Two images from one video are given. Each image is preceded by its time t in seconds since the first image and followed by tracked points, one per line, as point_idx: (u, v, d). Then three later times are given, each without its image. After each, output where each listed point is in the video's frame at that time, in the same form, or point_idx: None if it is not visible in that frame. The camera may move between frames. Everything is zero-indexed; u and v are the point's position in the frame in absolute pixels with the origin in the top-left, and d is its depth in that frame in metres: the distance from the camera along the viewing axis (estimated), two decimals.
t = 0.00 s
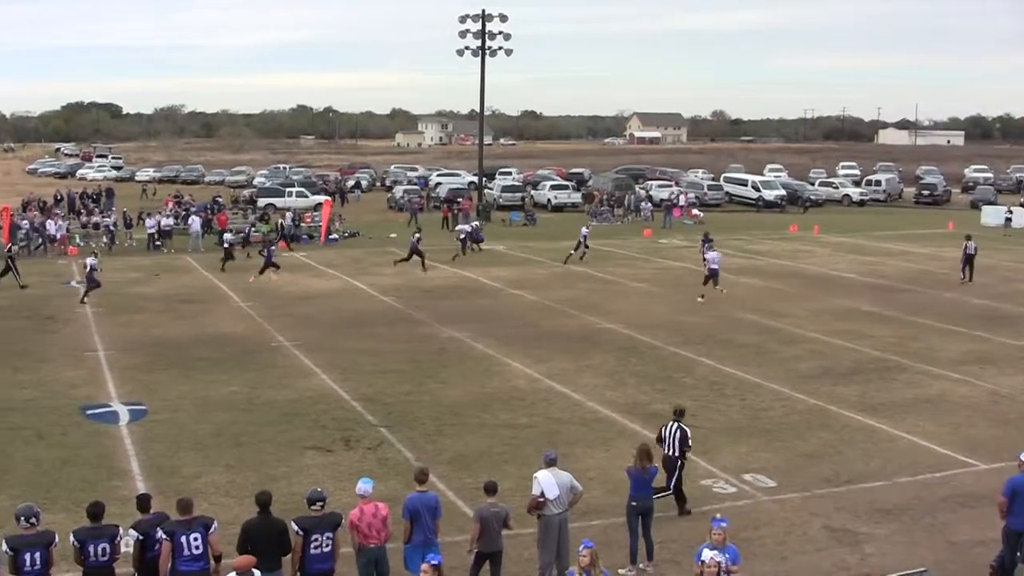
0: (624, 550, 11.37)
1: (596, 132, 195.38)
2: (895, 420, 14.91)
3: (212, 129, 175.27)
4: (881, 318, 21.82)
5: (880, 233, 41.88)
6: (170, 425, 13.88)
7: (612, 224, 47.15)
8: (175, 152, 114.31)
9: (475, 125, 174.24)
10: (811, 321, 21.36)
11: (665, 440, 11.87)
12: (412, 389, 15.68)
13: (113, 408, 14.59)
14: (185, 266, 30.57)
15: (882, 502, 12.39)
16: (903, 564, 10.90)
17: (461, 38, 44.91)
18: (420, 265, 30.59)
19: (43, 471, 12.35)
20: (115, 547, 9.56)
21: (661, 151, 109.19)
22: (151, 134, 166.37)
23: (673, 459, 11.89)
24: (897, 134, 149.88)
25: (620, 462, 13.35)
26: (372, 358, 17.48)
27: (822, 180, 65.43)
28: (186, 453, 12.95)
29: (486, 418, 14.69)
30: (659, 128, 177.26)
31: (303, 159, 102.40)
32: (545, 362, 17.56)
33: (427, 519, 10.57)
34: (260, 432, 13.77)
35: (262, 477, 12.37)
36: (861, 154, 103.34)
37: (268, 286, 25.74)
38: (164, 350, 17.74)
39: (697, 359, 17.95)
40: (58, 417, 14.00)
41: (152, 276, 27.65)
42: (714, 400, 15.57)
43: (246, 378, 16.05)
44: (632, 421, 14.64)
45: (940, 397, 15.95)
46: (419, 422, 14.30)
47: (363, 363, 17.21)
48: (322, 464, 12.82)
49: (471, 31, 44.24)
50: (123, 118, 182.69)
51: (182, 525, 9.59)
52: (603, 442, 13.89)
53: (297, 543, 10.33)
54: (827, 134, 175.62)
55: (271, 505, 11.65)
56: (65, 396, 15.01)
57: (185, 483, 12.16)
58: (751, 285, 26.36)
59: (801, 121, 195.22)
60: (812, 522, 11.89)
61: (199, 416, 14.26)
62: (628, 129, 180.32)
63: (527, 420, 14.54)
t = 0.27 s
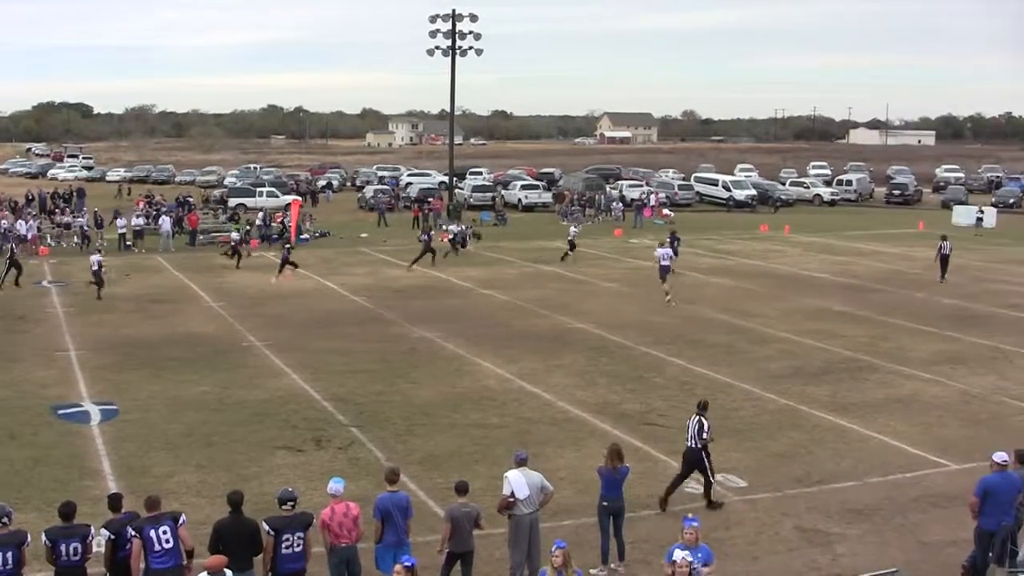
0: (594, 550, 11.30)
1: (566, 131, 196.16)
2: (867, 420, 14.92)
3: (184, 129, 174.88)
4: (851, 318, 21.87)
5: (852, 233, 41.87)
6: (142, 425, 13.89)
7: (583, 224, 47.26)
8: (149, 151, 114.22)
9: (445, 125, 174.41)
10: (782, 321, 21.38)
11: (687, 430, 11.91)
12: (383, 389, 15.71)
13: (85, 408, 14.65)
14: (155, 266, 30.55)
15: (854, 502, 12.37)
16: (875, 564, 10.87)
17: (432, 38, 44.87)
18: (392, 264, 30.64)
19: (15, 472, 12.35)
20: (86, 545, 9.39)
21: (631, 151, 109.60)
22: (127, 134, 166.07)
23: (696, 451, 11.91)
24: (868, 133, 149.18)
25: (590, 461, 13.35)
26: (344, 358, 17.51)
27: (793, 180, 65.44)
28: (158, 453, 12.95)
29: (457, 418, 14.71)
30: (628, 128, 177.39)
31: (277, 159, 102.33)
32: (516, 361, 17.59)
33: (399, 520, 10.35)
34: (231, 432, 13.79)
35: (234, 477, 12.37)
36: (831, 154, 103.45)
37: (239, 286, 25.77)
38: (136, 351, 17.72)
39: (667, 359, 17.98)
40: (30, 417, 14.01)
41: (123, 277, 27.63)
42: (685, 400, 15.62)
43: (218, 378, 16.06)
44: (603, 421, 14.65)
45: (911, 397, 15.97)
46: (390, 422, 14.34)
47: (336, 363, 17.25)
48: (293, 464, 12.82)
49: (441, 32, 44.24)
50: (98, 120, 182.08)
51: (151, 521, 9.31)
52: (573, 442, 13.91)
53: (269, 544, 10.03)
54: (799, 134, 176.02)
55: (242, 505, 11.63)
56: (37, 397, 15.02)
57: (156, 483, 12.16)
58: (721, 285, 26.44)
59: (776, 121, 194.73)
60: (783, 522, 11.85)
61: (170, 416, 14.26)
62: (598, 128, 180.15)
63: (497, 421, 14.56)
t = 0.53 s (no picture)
0: (581, 549, 11.31)
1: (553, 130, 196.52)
2: (855, 420, 14.92)
3: (173, 129, 174.85)
4: (838, 317, 21.87)
5: (839, 233, 41.86)
6: (130, 425, 13.90)
7: (570, 224, 47.23)
8: (137, 152, 114.16)
9: (433, 125, 174.36)
10: (769, 320, 21.38)
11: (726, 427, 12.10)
12: (371, 389, 15.72)
13: (73, 408, 14.68)
14: (143, 266, 30.55)
15: (841, 502, 12.37)
16: (862, 565, 10.87)
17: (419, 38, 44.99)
18: (379, 264, 30.65)
19: (2, 471, 12.36)
20: (73, 545, 9.38)
21: (617, 151, 109.60)
22: (117, 134, 165.92)
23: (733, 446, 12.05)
24: (855, 133, 149.07)
25: (577, 461, 13.36)
26: (332, 358, 17.52)
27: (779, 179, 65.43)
28: (145, 453, 12.97)
29: (445, 418, 14.71)
30: (615, 128, 177.49)
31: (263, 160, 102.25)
32: (504, 361, 17.60)
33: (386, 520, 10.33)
34: (219, 432, 13.80)
35: (222, 477, 12.38)
36: (817, 154, 103.46)
37: (226, 286, 25.78)
38: (124, 351, 17.72)
39: (655, 359, 17.99)
40: (18, 417, 14.02)
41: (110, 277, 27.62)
42: (672, 400, 15.61)
43: (207, 378, 16.07)
44: (591, 421, 14.66)
45: (898, 397, 15.99)
46: (377, 422, 14.36)
47: (323, 363, 17.26)
48: (280, 464, 12.84)
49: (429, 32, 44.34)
50: (88, 120, 181.84)
51: (138, 522, 9.26)
52: (561, 442, 13.91)
53: (257, 543, 10.04)
54: (788, 134, 176.15)
55: (228, 504, 11.63)
56: (26, 396, 15.03)
57: (144, 482, 12.17)
58: (709, 284, 26.46)
59: (766, 121, 194.71)
60: (770, 522, 11.85)
61: (158, 416, 14.27)
62: (584, 128, 180.09)
63: (484, 421, 14.56)
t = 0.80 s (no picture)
0: (581, 549, 11.31)
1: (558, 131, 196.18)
2: (854, 420, 14.91)
3: (172, 129, 174.95)
4: (837, 317, 21.85)
5: (837, 233, 41.81)
6: (129, 425, 13.89)
7: (569, 224, 47.23)
8: (135, 151, 114.13)
9: (432, 125, 174.17)
10: (769, 320, 21.37)
11: (771, 425, 12.20)
12: (370, 389, 15.72)
13: (72, 408, 14.68)
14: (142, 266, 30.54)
15: (840, 502, 12.36)
16: (862, 565, 10.86)
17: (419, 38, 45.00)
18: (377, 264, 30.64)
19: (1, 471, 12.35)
20: (72, 545, 9.38)
21: (616, 151, 109.45)
22: (116, 134, 165.92)
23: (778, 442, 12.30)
24: (853, 133, 149.07)
25: (577, 461, 13.36)
26: (331, 357, 17.51)
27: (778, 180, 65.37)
28: (145, 453, 12.96)
29: (444, 417, 14.71)
30: (614, 128, 177.48)
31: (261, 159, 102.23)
32: (503, 361, 17.59)
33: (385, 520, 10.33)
34: (218, 432, 13.80)
35: (221, 477, 12.37)
36: (817, 154, 103.34)
37: (225, 285, 25.78)
38: (123, 351, 17.70)
39: (655, 359, 17.97)
40: (17, 417, 14.02)
41: (109, 276, 27.61)
42: (672, 400, 15.61)
43: (206, 378, 16.07)
44: (590, 421, 14.67)
45: (897, 397, 15.98)
46: (376, 422, 14.36)
47: (322, 363, 17.26)
48: (279, 464, 12.85)
49: (429, 31, 44.35)
50: (87, 120, 181.75)
51: (138, 522, 9.27)
52: (560, 442, 13.91)
53: (256, 542, 10.05)
54: (788, 134, 176.05)
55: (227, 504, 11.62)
56: (26, 396, 15.03)
57: (143, 482, 12.16)
58: (708, 284, 26.44)
59: (766, 121, 194.59)
60: (770, 522, 11.84)
61: (157, 416, 14.27)
62: (583, 128, 180.01)
63: (483, 420, 14.56)
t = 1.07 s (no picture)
0: (586, 549, 11.31)
1: (564, 131, 196.00)
2: (859, 420, 14.90)
3: (177, 129, 175.11)
4: (842, 317, 21.84)
5: (842, 232, 41.77)
6: (134, 425, 13.89)
7: (575, 224, 47.23)
8: (140, 151, 114.10)
9: (437, 125, 174.04)
10: (774, 320, 21.35)
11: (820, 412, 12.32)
12: (375, 388, 15.71)
13: (78, 408, 14.68)
14: (147, 266, 30.52)
15: (845, 502, 12.37)
16: (866, 565, 10.87)
17: (425, 37, 45.04)
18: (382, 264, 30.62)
19: (6, 471, 12.34)
20: (77, 544, 9.34)
21: (622, 151, 109.20)
22: (120, 134, 165.88)
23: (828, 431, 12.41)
24: (858, 133, 148.96)
25: (582, 461, 13.37)
26: (335, 357, 17.50)
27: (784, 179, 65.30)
28: (150, 453, 12.96)
29: (449, 417, 14.70)
30: (620, 128, 177.48)
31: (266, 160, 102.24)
32: (508, 361, 17.60)
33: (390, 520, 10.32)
34: (223, 432, 13.79)
35: (226, 476, 12.36)
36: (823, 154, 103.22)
37: (229, 285, 25.79)
38: (127, 350, 17.69)
39: (659, 359, 17.97)
40: (22, 416, 14.02)
41: (113, 276, 27.62)
42: (677, 400, 15.61)
43: (211, 378, 16.06)
44: (596, 420, 14.67)
45: (902, 396, 15.98)
46: (381, 422, 14.36)
47: (327, 363, 17.26)
48: (284, 464, 12.84)
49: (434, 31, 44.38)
50: (90, 119, 181.72)
51: (144, 522, 9.18)
52: (566, 442, 13.91)
53: (262, 542, 10.02)
54: (793, 134, 175.98)
55: (232, 504, 11.61)
56: (31, 396, 15.03)
57: (148, 482, 12.15)
58: (713, 284, 26.43)
59: (770, 121, 194.46)
60: (775, 522, 11.84)
61: (162, 415, 14.28)
62: (590, 127, 180.04)
63: (489, 420, 14.55)
